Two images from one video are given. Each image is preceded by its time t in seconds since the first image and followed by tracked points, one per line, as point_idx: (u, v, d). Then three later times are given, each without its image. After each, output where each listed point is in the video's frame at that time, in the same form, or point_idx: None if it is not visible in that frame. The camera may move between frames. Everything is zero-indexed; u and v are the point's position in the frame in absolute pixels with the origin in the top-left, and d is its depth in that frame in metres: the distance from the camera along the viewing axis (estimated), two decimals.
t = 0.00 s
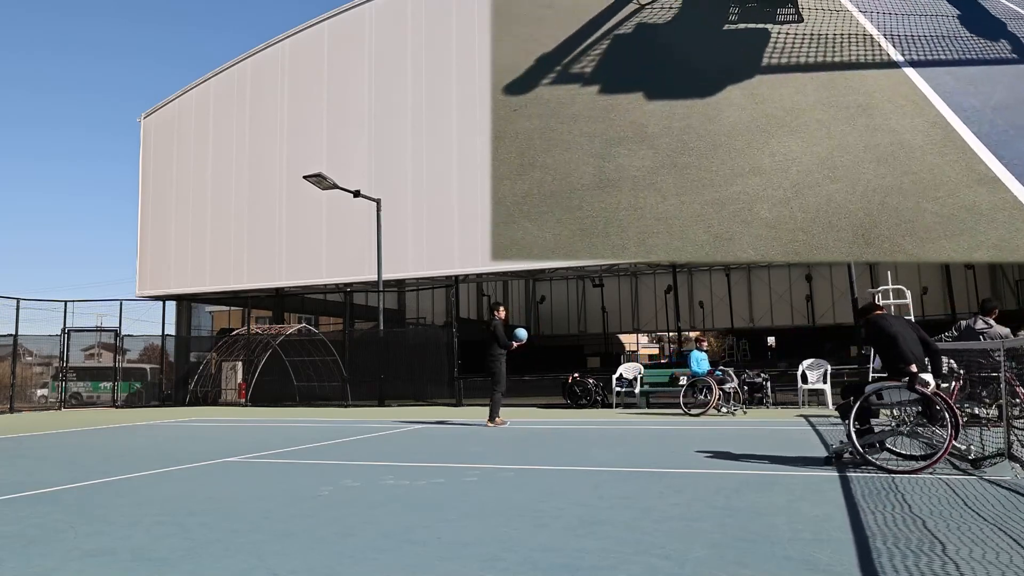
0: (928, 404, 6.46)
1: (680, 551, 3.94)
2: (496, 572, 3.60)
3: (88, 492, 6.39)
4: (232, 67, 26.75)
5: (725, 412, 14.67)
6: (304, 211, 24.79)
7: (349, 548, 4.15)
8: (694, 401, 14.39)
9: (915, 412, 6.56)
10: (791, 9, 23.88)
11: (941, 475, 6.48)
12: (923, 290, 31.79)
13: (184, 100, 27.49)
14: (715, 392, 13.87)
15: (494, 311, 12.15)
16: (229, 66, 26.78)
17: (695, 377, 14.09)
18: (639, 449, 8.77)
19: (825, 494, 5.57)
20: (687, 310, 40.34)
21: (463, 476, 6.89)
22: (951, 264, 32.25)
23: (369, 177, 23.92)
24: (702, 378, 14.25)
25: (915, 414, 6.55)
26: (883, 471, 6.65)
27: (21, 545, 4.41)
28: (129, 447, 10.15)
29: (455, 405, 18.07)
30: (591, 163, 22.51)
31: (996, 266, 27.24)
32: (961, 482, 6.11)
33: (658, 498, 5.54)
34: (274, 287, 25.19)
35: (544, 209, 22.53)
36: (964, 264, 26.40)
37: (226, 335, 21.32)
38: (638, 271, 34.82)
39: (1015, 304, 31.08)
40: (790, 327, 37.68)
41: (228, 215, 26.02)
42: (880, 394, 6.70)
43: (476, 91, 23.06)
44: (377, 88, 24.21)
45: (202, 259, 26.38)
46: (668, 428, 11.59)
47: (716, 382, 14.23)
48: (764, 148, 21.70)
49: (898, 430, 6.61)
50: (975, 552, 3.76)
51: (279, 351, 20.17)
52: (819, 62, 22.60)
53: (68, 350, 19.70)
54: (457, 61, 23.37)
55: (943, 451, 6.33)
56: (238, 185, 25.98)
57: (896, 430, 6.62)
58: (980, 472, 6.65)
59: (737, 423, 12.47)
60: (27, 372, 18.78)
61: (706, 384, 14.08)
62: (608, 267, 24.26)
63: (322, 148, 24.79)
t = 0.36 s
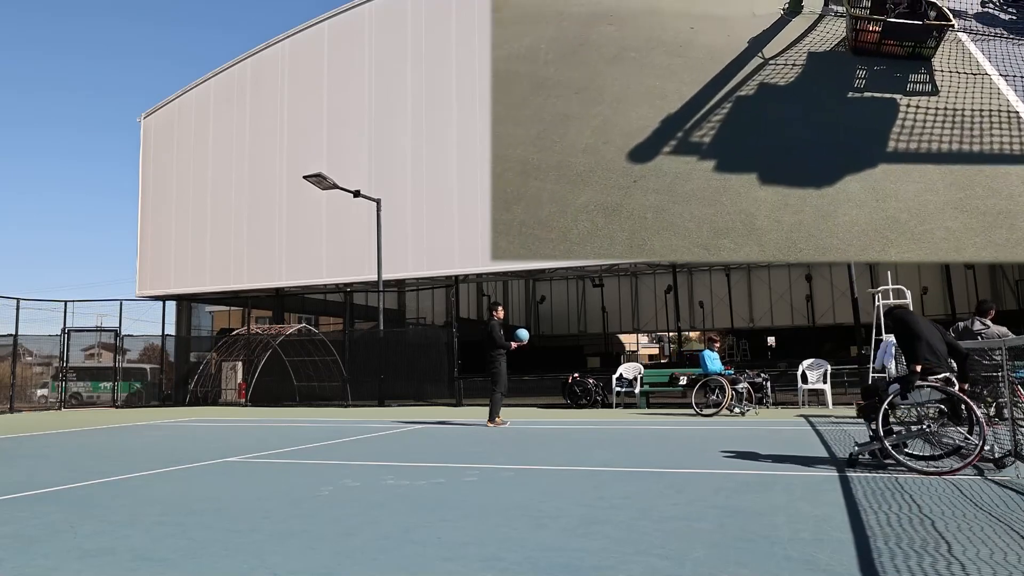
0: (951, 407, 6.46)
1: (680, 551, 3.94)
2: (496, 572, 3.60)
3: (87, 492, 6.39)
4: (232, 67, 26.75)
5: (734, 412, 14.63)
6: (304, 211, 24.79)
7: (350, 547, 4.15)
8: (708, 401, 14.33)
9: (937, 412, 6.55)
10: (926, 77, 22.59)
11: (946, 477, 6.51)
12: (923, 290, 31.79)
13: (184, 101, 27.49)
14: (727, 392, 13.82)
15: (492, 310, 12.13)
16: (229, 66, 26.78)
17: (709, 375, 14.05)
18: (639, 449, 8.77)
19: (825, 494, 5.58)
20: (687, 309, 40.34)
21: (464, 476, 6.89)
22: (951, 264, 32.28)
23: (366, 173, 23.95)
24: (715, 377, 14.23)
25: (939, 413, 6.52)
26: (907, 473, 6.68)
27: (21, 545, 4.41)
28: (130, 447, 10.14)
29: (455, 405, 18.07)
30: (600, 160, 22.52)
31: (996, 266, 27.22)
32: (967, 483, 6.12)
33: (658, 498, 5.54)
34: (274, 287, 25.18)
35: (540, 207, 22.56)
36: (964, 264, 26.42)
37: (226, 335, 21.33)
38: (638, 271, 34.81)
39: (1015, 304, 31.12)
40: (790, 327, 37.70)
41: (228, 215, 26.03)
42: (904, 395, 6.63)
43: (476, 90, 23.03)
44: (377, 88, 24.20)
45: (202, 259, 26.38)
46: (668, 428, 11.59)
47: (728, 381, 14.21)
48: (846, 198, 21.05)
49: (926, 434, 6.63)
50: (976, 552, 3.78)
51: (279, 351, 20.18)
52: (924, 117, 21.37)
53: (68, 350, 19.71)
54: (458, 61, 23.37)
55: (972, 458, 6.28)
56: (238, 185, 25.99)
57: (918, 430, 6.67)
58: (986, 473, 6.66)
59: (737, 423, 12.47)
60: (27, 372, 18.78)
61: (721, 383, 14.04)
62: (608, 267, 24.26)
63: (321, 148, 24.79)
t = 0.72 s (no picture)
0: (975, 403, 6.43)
1: (679, 551, 3.94)
2: (495, 572, 3.60)
3: (87, 492, 6.39)
4: (231, 67, 26.76)
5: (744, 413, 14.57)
6: (304, 211, 24.78)
7: (350, 548, 4.15)
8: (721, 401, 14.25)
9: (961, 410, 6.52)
10: None
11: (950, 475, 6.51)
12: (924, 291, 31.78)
13: (184, 100, 27.49)
14: (742, 392, 13.77)
15: (491, 311, 12.11)
16: (229, 67, 26.78)
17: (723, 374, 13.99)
18: (640, 449, 8.77)
19: (825, 494, 5.58)
20: (687, 309, 40.35)
21: (464, 476, 6.89)
22: (951, 264, 32.28)
23: (366, 173, 23.96)
24: (730, 377, 14.16)
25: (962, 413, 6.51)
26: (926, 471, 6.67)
27: (21, 545, 4.41)
28: (130, 447, 10.14)
29: (455, 405, 18.06)
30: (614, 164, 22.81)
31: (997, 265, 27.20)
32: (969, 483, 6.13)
33: (658, 498, 5.54)
34: (274, 287, 25.19)
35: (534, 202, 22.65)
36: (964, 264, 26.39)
37: (226, 335, 21.33)
38: (638, 271, 34.79)
39: (1015, 304, 31.15)
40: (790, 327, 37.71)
41: (228, 215, 26.04)
42: (927, 394, 6.57)
43: (476, 90, 23.11)
44: (377, 88, 24.20)
45: (202, 259, 26.38)
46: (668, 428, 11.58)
47: (743, 381, 14.15)
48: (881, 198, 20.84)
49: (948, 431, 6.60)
50: (973, 552, 3.77)
51: (279, 351, 20.20)
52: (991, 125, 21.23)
53: (68, 350, 19.72)
54: (458, 60, 23.39)
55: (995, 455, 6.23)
56: (238, 185, 25.99)
57: (940, 429, 6.64)
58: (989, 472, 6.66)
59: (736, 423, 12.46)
60: (27, 372, 18.79)
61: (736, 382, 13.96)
62: (608, 267, 24.29)
63: (321, 148, 24.78)
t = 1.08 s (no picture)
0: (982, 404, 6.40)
1: (680, 551, 3.94)
2: (496, 573, 3.60)
3: (87, 492, 6.39)
4: (231, 67, 26.78)
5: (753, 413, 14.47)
6: (305, 211, 24.79)
7: (350, 548, 4.15)
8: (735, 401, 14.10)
9: (967, 411, 6.50)
10: None
11: (956, 475, 6.51)
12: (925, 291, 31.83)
13: (184, 100, 27.49)
14: (755, 393, 13.65)
15: (490, 311, 12.10)
16: (229, 66, 26.80)
17: (737, 374, 13.86)
18: (639, 449, 8.77)
19: (827, 494, 5.57)
20: (687, 309, 40.37)
21: (464, 476, 6.89)
22: (951, 265, 32.33)
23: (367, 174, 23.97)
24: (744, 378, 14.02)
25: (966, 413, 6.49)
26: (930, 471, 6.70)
27: (21, 545, 4.41)
28: (129, 447, 10.13)
29: (455, 405, 18.06)
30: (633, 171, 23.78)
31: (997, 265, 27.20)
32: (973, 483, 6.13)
33: (658, 498, 5.54)
34: (274, 287, 25.18)
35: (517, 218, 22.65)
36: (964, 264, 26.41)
37: (226, 335, 21.33)
38: (638, 271, 34.78)
39: (1015, 304, 31.25)
40: (790, 327, 37.75)
41: (228, 215, 26.05)
42: (933, 394, 6.59)
43: (476, 89, 23.18)
44: (377, 89, 24.20)
45: (202, 259, 26.38)
46: (667, 428, 11.58)
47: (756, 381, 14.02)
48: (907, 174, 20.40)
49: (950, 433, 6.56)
50: (981, 552, 3.77)
51: (279, 351, 20.21)
52: None
53: (68, 350, 19.73)
54: (458, 60, 23.40)
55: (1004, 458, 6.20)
56: (238, 184, 26.00)
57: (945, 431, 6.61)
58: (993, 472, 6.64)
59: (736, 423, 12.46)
60: (27, 372, 18.79)
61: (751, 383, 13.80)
62: (608, 267, 24.29)
63: (321, 148, 24.78)
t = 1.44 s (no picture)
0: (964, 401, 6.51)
1: (680, 551, 3.94)
2: (495, 573, 3.60)
3: (87, 492, 6.38)
4: (231, 67, 26.78)
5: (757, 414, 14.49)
6: (305, 211, 24.79)
7: (350, 548, 4.15)
8: (749, 402, 14.12)
9: (949, 411, 6.53)
10: None
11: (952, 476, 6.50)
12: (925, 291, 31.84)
13: (184, 100, 27.49)
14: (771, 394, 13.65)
15: (490, 312, 12.11)
16: (229, 67, 26.80)
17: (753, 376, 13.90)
18: (639, 449, 8.77)
19: (826, 494, 5.58)
20: (687, 309, 40.38)
21: (464, 476, 6.89)
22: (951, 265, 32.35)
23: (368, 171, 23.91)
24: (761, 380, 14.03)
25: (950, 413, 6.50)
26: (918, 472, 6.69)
27: (21, 545, 4.40)
28: (128, 447, 10.13)
29: (455, 405, 18.04)
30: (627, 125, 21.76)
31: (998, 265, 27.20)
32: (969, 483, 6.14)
33: (658, 498, 5.54)
34: (274, 287, 25.17)
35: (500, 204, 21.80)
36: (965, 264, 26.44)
37: (226, 335, 21.33)
38: (638, 271, 34.78)
39: (1015, 304, 31.28)
40: (790, 326, 37.76)
41: (228, 215, 26.04)
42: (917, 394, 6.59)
43: (476, 86, 23.14)
44: (377, 88, 24.20)
45: (202, 259, 26.37)
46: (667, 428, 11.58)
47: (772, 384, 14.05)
48: (922, 141, 18.61)
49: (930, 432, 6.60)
50: (978, 552, 3.77)
51: (279, 351, 20.22)
52: None
53: (68, 350, 19.73)
54: (458, 60, 23.39)
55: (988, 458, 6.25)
56: (238, 184, 26.00)
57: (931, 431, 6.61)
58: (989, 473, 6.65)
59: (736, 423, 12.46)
60: (27, 372, 18.79)
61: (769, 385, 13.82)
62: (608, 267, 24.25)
63: (322, 148, 24.77)
